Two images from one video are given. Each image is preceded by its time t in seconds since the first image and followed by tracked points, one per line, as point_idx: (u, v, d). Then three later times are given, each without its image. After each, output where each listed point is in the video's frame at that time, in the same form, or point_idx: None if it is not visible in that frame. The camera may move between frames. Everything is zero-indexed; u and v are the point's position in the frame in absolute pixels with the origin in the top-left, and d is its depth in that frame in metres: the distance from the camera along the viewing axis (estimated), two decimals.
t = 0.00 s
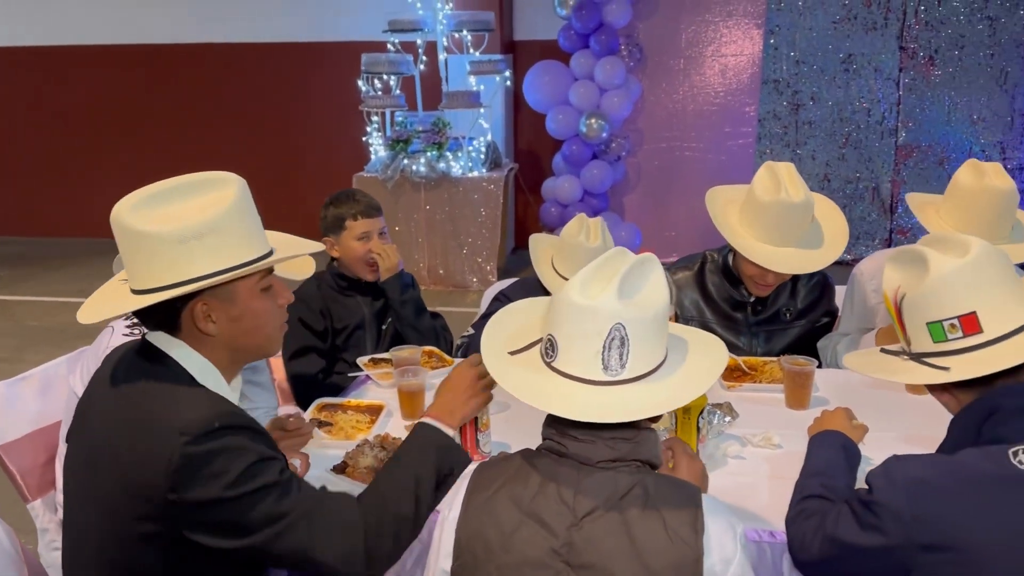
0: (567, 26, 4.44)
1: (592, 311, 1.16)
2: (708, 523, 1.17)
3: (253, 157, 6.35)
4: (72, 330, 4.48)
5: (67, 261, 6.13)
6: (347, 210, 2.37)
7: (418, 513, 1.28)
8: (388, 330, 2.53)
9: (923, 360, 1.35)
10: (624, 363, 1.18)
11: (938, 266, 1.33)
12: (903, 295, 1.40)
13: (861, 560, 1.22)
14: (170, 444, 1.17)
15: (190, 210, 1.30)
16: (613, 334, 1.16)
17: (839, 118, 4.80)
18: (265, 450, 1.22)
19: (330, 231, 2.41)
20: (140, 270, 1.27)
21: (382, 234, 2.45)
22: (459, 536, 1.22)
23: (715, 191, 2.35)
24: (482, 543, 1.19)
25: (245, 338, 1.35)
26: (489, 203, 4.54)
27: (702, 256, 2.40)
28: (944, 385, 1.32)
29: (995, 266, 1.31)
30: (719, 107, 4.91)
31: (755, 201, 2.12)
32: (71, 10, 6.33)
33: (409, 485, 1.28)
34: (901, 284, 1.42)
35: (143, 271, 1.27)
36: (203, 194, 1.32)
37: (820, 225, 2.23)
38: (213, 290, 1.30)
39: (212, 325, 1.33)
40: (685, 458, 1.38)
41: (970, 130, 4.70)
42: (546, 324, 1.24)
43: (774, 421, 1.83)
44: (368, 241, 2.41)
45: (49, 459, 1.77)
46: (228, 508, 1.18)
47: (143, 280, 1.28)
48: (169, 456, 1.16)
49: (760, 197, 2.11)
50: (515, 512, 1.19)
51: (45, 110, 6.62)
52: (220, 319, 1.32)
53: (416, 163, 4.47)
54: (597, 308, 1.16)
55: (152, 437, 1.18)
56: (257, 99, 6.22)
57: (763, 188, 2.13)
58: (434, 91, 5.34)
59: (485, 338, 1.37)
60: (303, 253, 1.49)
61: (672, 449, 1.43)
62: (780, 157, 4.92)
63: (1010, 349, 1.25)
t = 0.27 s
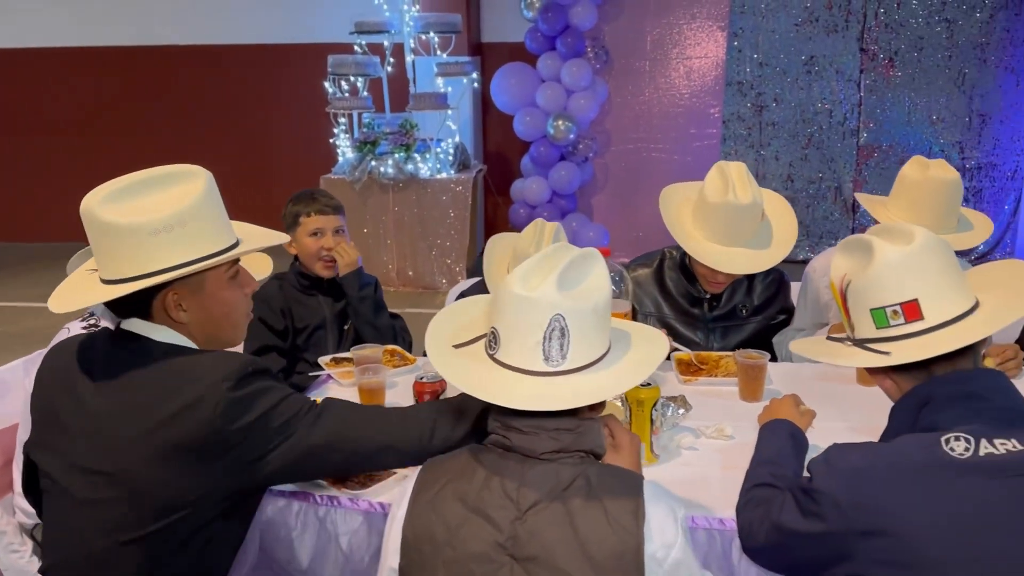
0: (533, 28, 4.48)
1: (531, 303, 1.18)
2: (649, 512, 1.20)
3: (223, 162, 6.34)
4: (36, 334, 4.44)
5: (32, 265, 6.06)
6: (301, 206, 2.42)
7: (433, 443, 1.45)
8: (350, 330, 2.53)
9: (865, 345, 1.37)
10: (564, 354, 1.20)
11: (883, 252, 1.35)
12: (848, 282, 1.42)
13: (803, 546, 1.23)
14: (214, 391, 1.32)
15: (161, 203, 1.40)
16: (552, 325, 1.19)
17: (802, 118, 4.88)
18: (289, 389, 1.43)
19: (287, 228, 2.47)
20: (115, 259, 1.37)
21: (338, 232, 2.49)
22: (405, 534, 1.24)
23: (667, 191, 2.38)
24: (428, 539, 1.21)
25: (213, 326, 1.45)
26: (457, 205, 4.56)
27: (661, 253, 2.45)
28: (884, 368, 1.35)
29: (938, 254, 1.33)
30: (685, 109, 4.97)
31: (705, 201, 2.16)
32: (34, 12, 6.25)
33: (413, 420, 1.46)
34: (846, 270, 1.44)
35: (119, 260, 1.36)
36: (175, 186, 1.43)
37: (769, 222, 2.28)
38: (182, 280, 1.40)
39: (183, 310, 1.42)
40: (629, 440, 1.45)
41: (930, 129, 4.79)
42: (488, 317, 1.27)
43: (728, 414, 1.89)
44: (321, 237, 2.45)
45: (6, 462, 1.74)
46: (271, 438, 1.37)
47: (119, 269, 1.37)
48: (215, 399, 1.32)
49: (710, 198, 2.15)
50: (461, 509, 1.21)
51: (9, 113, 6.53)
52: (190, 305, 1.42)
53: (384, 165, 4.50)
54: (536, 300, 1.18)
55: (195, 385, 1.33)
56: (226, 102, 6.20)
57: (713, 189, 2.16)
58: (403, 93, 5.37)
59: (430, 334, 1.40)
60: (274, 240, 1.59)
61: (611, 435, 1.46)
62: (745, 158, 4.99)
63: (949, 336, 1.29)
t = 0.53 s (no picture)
0: (505, 30, 4.53)
1: (474, 298, 1.25)
2: (598, 499, 1.22)
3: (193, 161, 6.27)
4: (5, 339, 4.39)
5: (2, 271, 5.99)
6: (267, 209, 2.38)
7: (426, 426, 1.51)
8: (319, 330, 2.53)
9: (815, 331, 1.41)
10: (507, 348, 1.27)
11: (837, 240, 1.39)
12: (803, 269, 1.45)
13: (750, 532, 1.26)
14: (227, 374, 1.39)
15: (170, 205, 1.50)
16: (494, 319, 1.26)
17: (770, 118, 4.94)
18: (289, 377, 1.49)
19: (254, 229, 2.44)
20: (125, 257, 1.46)
21: (307, 235, 2.45)
22: (359, 529, 1.25)
23: (634, 187, 2.41)
24: (381, 534, 1.23)
25: (213, 323, 1.55)
26: (430, 206, 4.58)
27: (624, 250, 2.47)
28: (831, 353, 1.38)
29: (887, 245, 1.38)
30: (655, 109, 5.01)
31: (669, 195, 2.19)
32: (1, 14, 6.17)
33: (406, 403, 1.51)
34: (800, 257, 1.48)
35: (130, 259, 1.46)
36: (183, 190, 1.54)
37: (730, 217, 2.32)
38: (190, 278, 1.49)
39: (186, 310, 1.51)
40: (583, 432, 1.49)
41: (895, 129, 4.88)
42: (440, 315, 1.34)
43: (687, 407, 1.92)
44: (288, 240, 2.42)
45: None
46: (271, 423, 1.43)
47: (128, 267, 1.47)
48: (225, 383, 1.38)
49: (673, 192, 2.17)
50: (413, 504, 1.23)
51: None
52: (193, 303, 1.51)
53: (356, 167, 4.53)
54: (478, 296, 1.25)
55: (206, 370, 1.40)
56: (198, 105, 6.15)
57: (677, 184, 2.20)
58: (374, 94, 5.37)
59: (384, 331, 1.47)
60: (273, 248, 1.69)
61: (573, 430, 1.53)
62: (715, 158, 5.04)
63: (893, 324, 1.33)
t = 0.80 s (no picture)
0: (480, 32, 4.58)
1: (434, 292, 1.27)
2: (556, 488, 1.25)
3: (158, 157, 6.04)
4: None
5: None
6: (235, 208, 2.40)
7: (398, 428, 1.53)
8: (291, 328, 2.56)
9: (775, 315, 1.44)
10: (467, 342, 1.29)
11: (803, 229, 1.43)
12: (770, 257, 1.49)
13: (706, 516, 1.29)
14: (201, 372, 1.42)
15: (154, 206, 1.55)
16: (454, 313, 1.28)
17: (743, 119, 5.00)
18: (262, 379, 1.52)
19: (221, 229, 2.46)
20: (109, 256, 1.50)
21: (275, 233, 2.48)
22: (324, 521, 1.27)
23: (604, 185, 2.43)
24: (345, 526, 1.25)
25: (192, 322, 1.57)
26: (406, 207, 4.62)
27: (598, 246, 2.50)
28: (791, 337, 1.41)
29: (850, 236, 1.43)
30: (629, 110, 5.06)
31: (642, 192, 2.21)
32: None
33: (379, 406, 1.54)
34: (768, 246, 1.52)
35: (113, 258, 1.49)
36: (168, 195, 1.59)
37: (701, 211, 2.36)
38: (174, 278, 1.53)
39: (166, 310, 1.54)
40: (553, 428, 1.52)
41: (865, 130, 4.97)
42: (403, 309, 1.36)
43: (653, 402, 1.96)
44: (256, 238, 2.44)
45: None
46: (243, 421, 1.45)
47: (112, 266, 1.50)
48: (200, 381, 1.41)
49: (647, 189, 2.20)
50: (376, 496, 1.25)
51: None
52: (173, 302, 1.54)
53: (332, 168, 4.58)
54: (439, 290, 1.27)
55: (181, 368, 1.42)
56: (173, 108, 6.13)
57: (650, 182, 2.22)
58: (349, 95, 5.37)
59: (350, 324, 1.50)
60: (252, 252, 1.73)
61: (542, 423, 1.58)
62: (689, 159, 5.09)
63: (852, 310, 1.37)
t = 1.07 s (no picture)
0: (456, 33, 4.60)
1: (403, 288, 1.28)
2: (525, 481, 1.25)
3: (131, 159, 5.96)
4: None
5: None
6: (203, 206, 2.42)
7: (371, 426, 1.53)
8: (262, 326, 2.59)
9: (736, 311, 1.47)
10: (436, 338, 1.29)
11: (762, 226, 1.48)
12: (729, 254, 1.54)
13: (672, 507, 1.31)
14: (171, 373, 1.40)
15: (128, 207, 1.56)
16: (422, 309, 1.28)
17: (718, 121, 5.06)
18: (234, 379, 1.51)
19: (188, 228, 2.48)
20: (82, 257, 1.50)
21: (242, 231, 2.52)
22: (294, 516, 1.28)
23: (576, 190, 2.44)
24: (315, 521, 1.26)
25: (165, 323, 1.58)
26: (384, 209, 4.67)
27: (573, 246, 2.53)
28: (749, 332, 1.44)
29: (806, 234, 1.48)
30: (605, 111, 5.10)
31: (618, 193, 2.22)
32: None
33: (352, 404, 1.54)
34: (729, 245, 1.56)
35: (86, 258, 1.50)
36: (142, 196, 1.60)
37: (675, 210, 2.37)
38: (147, 280, 1.53)
39: (139, 312, 1.55)
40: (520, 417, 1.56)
41: (838, 131, 5.07)
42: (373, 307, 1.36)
43: (625, 397, 1.98)
44: (224, 236, 2.46)
45: None
46: (214, 422, 1.44)
47: (85, 266, 1.50)
48: (169, 383, 1.39)
49: (625, 191, 2.20)
50: (346, 491, 1.26)
51: None
52: (145, 304, 1.55)
53: (308, 170, 4.57)
54: (407, 285, 1.28)
55: (150, 369, 1.41)
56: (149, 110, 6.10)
57: (626, 182, 2.23)
58: (325, 97, 5.38)
59: (320, 323, 1.50)
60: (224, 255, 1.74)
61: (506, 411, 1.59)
62: (665, 160, 5.13)
63: (810, 304, 1.40)
